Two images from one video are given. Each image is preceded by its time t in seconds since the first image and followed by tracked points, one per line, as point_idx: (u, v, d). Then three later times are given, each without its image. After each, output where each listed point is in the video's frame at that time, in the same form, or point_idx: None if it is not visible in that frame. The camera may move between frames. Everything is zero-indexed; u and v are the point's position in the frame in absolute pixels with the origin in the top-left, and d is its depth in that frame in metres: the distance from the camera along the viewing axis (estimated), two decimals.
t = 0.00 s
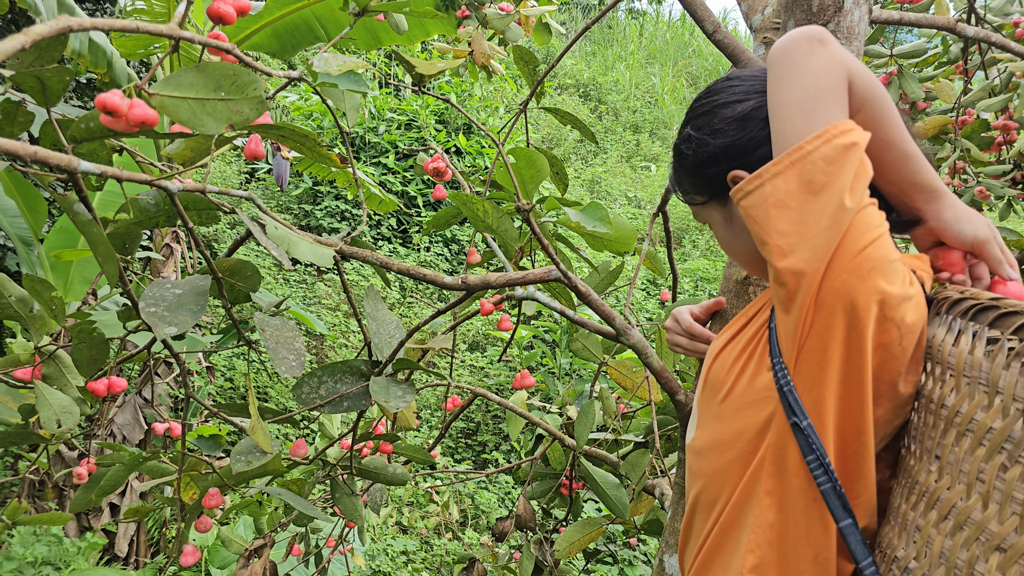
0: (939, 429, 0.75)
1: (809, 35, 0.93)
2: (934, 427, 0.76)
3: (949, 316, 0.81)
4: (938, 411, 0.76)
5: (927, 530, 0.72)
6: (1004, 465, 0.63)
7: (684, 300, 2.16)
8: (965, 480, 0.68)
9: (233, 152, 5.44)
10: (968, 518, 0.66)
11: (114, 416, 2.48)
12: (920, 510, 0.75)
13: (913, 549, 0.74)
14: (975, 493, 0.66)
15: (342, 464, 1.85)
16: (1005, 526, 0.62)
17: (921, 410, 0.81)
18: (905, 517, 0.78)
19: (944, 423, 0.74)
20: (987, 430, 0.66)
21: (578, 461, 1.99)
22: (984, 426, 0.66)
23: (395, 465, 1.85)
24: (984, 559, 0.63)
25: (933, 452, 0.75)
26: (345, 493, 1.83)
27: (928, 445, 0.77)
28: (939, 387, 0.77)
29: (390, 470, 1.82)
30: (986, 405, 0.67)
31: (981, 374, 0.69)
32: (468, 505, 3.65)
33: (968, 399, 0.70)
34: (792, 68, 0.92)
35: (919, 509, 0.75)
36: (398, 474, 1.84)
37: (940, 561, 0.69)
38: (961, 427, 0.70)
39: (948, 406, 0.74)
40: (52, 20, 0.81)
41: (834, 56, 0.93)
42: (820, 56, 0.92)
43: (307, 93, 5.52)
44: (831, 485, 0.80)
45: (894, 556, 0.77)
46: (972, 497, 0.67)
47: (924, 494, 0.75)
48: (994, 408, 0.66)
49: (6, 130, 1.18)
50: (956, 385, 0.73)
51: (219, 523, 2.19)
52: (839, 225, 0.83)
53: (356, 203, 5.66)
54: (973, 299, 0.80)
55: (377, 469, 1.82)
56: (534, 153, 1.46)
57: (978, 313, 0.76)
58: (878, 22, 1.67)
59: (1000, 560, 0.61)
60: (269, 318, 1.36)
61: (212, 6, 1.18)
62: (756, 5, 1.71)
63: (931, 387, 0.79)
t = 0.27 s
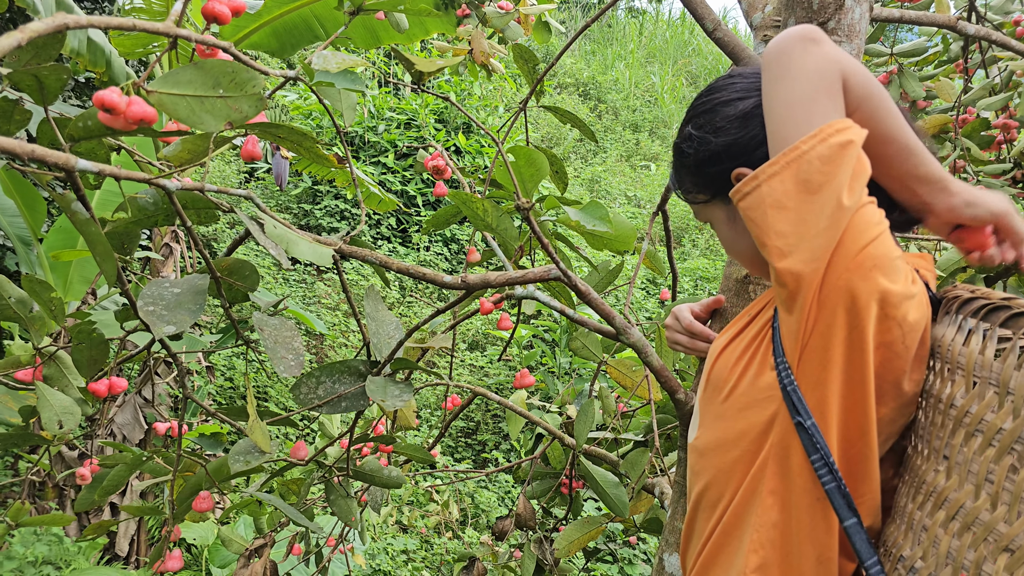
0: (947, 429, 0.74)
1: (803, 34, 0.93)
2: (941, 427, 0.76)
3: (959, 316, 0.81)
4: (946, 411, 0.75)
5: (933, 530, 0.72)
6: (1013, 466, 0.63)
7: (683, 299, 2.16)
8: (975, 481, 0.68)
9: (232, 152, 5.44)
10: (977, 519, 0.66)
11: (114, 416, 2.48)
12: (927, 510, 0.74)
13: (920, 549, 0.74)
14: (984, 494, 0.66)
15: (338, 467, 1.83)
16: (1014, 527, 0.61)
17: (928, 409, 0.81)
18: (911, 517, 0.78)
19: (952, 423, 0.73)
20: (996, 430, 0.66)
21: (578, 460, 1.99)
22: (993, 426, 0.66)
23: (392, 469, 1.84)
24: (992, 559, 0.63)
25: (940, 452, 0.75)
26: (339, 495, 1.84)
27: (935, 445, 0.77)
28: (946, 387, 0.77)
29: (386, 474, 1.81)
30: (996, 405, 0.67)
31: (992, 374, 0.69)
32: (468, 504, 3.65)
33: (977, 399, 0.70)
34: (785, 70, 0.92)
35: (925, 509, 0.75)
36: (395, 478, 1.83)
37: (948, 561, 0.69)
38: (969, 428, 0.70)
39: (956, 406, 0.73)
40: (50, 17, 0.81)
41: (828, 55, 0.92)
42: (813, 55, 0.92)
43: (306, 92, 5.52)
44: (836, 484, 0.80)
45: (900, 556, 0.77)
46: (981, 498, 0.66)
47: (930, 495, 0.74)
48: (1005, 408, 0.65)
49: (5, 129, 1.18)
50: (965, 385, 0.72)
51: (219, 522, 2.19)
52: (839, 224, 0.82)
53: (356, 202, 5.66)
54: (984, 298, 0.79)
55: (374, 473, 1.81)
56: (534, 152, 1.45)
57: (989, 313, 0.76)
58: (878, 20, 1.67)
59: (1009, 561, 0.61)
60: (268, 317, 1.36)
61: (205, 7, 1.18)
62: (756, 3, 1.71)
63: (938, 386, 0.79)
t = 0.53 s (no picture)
0: (950, 430, 0.74)
1: (787, 35, 0.93)
2: (945, 428, 0.76)
3: (961, 316, 0.81)
4: (950, 412, 0.75)
5: (937, 532, 0.72)
6: (1018, 468, 0.63)
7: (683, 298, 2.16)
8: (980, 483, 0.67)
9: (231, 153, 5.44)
10: (981, 521, 0.66)
11: (115, 417, 2.48)
12: (931, 511, 0.74)
13: (924, 551, 0.73)
14: (988, 495, 0.66)
15: (340, 465, 1.84)
16: (1019, 529, 0.61)
17: (931, 410, 0.81)
18: (915, 518, 0.78)
19: (956, 424, 0.73)
20: (1001, 432, 0.66)
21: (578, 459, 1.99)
22: (998, 428, 0.66)
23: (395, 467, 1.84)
24: (996, 561, 0.63)
25: (945, 454, 0.75)
26: (342, 493, 1.84)
27: (938, 446, 0.76)
28: (950, 388, 0.77)
29: (389, 473, 1.81)
30: (1000, 407, 0.67)
31: (996, 376, 0.68)
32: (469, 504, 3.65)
33: (982, 401, 0.70)
34: (770, 73, 0.92)
35: (929, 510, 0.75)
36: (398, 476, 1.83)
37: (952, 563, 0.69)
38: (974, 430, 0.70)
39: (960, 408, 0.73)
40: (49, 19, 0.81)
41: (814, 55, 0.92)
42: (795, 57, 0.91)
43: (305, 93, 5.52)
44: (840, 486, 0.80)
45: (904, 558, 0.77)
46: (985, 500, 0.66)
47: (936, 496, 0.74)
48: (1010, 411, 0.65)
49: (5, 132, 1.18)
50: (969, 387, 0.72)
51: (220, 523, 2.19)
52: (836, 225, 0.82)
53: (355, 203, 5.66)
54: (986, 298, 0.79)
55: (376, 471, 1.81)
56: (534, 152, 1.45)
57: (992, 313, 0.75)
58: (877, 18, 1.66)
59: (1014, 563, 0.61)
60: (269, 318, 1.36)
61: (209, 5, 1.18)
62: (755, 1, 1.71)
63: (941, 387, 0.79)
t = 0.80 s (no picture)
0: (946, 429, 0.74)
1: (794, 35, 0.94)
2: (941, 427, 0.75)
3: (956, 315, 0.80)
4: (946, 411, 0.75)
5: (934, 531, 0.72)
6: (1013, 467, 0.63)
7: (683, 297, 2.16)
8: (975, 482, 0.67)
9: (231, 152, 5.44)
10: (977, 520, 0.66)
11: (115, 416, 2.48)
12: (928, 511, 0.74)
13: (921, 550, 0.73)
14: (984, 494, 0.66)
15: (340, 463, 1.83)
16: (1015, 528, 0.61)
17: (927, 409, 0.81)
18: (912, 518, 0.77)
19: (951, 424, 0.73)
20: (996, 431, 0.65)
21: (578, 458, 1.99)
22: (993, 427, 0.66)
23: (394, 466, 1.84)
24: (993, 560, 0.63)
25: (940, 453, 0.75)
26: (343, 491, 1.82)
27: (935, 446, 0.76)
28: (946, 387, 0.76)
29: (388, 471, 1.81)
30: (995, 405, 0.67)
31: (991, 374, 0.68)
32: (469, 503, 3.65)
33: (977, 399, 0.70)
34: (777, 70, 0.92)
35: (926, 510, 0.75)
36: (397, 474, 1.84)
37: (949, 562, 0.69)
38: (969, 429, 0.70)
39: (956, 407, 0.73)
40: (48, 19, 0.81)
41: (820, 54, 0.93)
42: (805, 55, 0.92)
43: (305, 92, 5.52)
44: (838, 486, 0.80)
45: (901, 557, 0.77)
46: (981, 499, 0.66)
47: (931, 495, 0.74)
48: (1005, 410, 0.65)
49: (4, 130, 1.18)
50: (964, 386, 0.72)
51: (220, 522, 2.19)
52: (836, 224, 0.82)
53: (355, 202, 5.66)
54: (981, 297, 0.79)
55: (375, 470, 1.81)
56: (533, 151, 1.45)
57: (986, 312, 0.75)
58: (877, 18, 1.66)
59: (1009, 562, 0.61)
60: (267, 317, 1.35)
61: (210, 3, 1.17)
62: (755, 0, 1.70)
63: (937, 386, 0.79)
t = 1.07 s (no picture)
0: (951, 434, 0.74)
1: (764, 46, 0.93)
2: (946, 432, 0.76)
3: (960, 320, 0.80)
4: (950, 416, 0.75)
5: (940, 537, 0.72)
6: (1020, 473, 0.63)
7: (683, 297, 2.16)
8: (983, 489, 0.67)
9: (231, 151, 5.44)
10: (985, 527, 0.66)
11: (114, 416, 2.47)
12: (934, 516, 0.74)
13: (927, 556, 0.73)
14: (991, 501, 0.66)
15: (338, 464, 1.83)
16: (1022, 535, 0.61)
17: (931, 414, 0.81)
18: (918, 523, 0.78)
19: (957, 429, 0.73)
20: (1003, 437, 0.66)
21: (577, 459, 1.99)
22: (1000, 434, 0.66)
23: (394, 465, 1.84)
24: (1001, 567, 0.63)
25: (946, 458, 0.75)
26: (340, 493, 1.83)
27: (940, 451, 0.76)
28: (950, 392, 0.77)
29: (387, 472, 1.81)
30: (1002, 411, 0.67)
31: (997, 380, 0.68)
32: (469, 503, 3.65)
33: (983, 405, 0.70)
34: (748, 85, 0.91)
35: (932, 515, 0.75)
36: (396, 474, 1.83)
37: (956, 568, 0.69)
38: (976, 435, 0.70)
39: (961, 412, 0.73)
40: (50, 19, 0.81)
41: (790, 65, 0.92)
42: (774, 68, 0.91)
43: (305, 92, 5.52)
44: (844, 495, 0.80)
45: (907, 562, 0.77)
46: (988, 506, 0.66)
47: (938, 501, 0.74)
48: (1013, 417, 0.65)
49: (5, 129, 1.18)
50: (970, 392, 0.72)
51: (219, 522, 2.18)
52: (824, 239, 0.82)
53: (355, 202, 5.66)
54: (984, 302, 0.79)
55: (374, 471, 1.81)
56: (533, 151, 1.45)
57: (989, 317, 0.75)
58: (878, 19, 1.66)
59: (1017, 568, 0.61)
60: (268, 317, 1.35)
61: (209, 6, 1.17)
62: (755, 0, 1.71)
63: (941, 392, 0.79)
